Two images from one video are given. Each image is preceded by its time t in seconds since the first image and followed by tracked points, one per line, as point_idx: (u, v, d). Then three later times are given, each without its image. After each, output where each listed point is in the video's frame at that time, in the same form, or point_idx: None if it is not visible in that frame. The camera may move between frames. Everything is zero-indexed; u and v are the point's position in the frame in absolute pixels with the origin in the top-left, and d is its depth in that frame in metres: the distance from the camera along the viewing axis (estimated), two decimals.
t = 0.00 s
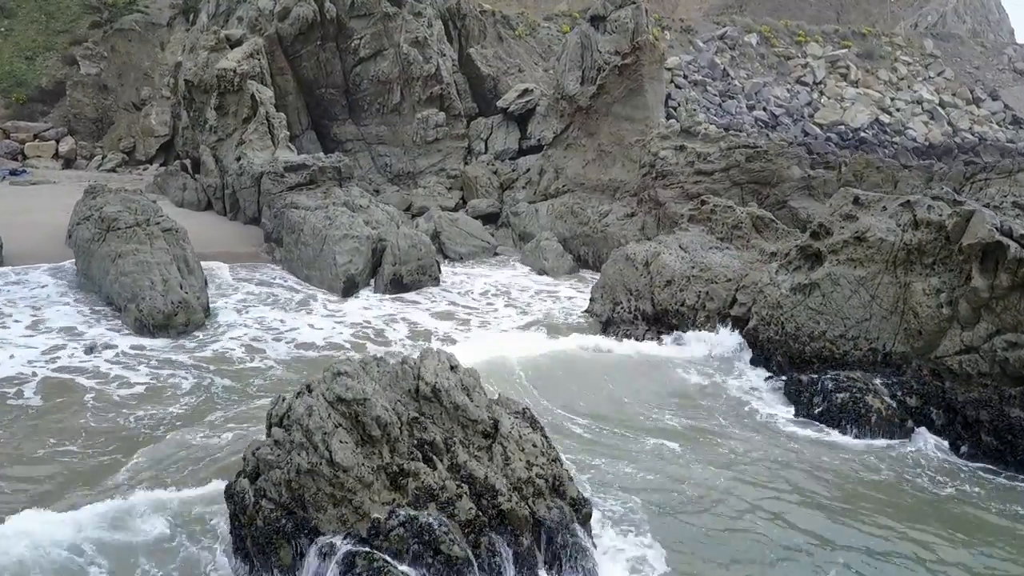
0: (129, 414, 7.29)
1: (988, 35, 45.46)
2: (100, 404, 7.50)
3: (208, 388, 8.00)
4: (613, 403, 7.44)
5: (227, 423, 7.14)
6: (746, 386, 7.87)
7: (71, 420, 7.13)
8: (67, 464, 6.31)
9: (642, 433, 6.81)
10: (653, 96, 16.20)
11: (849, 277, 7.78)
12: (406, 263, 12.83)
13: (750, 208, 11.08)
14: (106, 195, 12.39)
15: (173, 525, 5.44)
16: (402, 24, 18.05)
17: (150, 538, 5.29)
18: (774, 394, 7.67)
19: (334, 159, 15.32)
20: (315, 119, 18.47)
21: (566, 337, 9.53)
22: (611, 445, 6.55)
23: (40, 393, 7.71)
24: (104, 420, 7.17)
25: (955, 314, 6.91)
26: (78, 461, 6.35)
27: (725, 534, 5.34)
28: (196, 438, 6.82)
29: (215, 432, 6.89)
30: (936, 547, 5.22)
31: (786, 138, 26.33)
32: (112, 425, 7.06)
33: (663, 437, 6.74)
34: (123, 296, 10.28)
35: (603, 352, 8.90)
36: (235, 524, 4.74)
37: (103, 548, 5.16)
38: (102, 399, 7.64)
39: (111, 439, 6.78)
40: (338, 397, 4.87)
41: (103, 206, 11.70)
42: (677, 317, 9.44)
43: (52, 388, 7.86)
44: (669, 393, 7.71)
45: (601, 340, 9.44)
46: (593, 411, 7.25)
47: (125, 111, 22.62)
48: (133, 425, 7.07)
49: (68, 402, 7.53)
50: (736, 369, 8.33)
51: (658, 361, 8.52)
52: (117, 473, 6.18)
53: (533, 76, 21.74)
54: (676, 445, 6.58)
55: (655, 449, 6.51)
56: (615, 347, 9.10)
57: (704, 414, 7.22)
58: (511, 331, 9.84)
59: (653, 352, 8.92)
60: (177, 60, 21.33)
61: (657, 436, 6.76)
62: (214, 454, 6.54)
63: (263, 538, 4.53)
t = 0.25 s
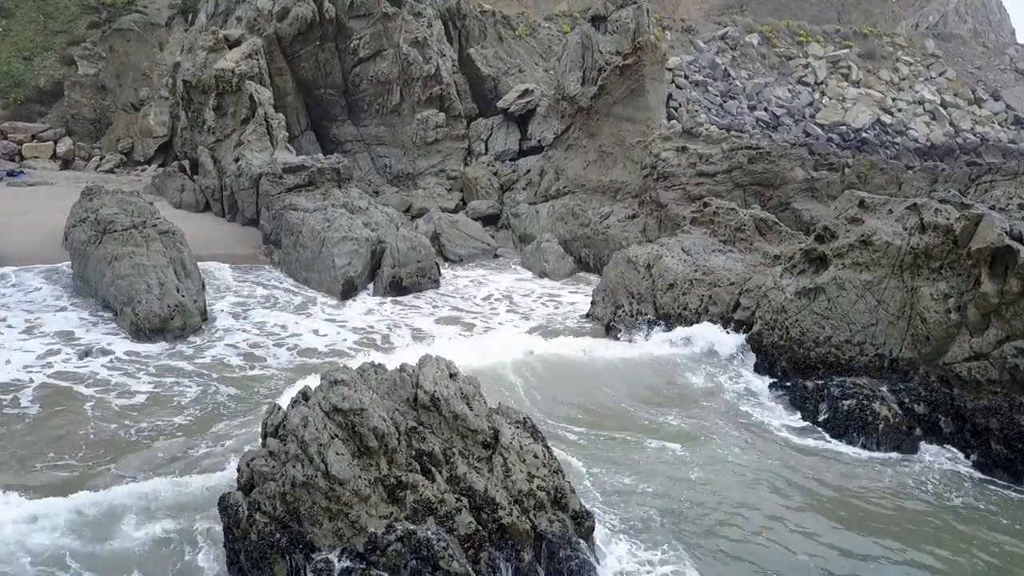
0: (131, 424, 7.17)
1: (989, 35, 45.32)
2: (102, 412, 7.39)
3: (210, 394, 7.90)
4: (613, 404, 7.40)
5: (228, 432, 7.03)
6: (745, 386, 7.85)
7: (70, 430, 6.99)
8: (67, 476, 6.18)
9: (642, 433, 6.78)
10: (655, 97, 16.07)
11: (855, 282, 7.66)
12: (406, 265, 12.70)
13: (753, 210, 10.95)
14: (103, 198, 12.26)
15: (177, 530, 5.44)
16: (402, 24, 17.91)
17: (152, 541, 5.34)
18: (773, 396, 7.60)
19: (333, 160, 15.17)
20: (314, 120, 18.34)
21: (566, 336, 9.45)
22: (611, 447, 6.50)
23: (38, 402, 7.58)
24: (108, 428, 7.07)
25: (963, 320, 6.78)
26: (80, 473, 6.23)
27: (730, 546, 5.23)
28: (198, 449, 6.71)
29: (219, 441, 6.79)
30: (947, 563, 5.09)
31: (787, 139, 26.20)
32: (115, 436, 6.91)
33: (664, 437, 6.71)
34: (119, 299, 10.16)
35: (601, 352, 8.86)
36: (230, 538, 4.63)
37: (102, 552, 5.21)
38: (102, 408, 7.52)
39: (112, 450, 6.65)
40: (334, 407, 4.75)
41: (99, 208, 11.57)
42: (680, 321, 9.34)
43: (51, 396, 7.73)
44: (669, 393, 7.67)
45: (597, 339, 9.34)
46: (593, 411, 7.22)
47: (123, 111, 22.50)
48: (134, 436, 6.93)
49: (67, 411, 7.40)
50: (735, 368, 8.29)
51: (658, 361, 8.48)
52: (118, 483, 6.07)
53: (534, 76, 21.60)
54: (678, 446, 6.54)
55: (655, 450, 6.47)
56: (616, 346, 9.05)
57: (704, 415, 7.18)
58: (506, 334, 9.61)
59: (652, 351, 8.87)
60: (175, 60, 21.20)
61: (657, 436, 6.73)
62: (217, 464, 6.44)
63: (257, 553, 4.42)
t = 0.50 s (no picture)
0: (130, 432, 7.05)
1: (990, 35, 45.16)
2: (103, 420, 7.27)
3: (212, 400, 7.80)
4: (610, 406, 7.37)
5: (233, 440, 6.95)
6: (743, 389, 7.80)
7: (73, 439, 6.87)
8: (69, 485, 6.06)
9: (640, 435, 6.75)
10: (656, 98, 15.94)
11: (861, 286, 7.54)
12: (405, 267, 12.58)
13: (756, 212, 10.83)
14: (100, 199, 12.14)
15: (176, 544, 5.34)
16: (401, 24, 17.78)
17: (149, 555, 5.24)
18: (772, 400, 7.54)
19: (332, 162, 15.04)
20: (313, 120, 18.22)
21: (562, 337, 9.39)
22: (609, 450, 6.45)
23: (36, 410, 7.45)
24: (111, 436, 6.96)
25: (972, 326, 6.67)
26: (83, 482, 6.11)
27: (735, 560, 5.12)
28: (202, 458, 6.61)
29: (222, 449, 6.69)
30: None
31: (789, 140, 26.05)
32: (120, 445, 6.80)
33: (662, 439, 6.68)
34: (115, 303, 10.04)
35: (598, 354, 8.82)
36: (223, 552, 4.52)
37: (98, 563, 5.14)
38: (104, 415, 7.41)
39: (115, 460, 6.52)
40: (330, 417, 4.63)
41: (95, 210, 11.45)
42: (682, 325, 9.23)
43: (48, 404, 7.60)
44: (666, 395, 7.65)
45: (593, 341, 9.28)
46: (590, 413, 7.18)
47: (122, 112, 22.39)
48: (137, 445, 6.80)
49: (64, 418, 7.28)
50: (733, 371, 8.26)
51: (655, 364, 8.44)
52: (118, 490, 5.98)
53: (534, 76, 21.45)
54: (677, 449, 6.50)
55: (654, 452, 6.43)
56: (612, 348, 9.00)
57: (702, 418, 7.14)
58: (503, 338, 9.50)
59: (649, 352, 8.83)
60: (174, 60, 21.06)
61: (656, 438, 6.70)
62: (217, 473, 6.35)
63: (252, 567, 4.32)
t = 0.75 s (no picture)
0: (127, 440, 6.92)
1: (992, 35, 45.01)
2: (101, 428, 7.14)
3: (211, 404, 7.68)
4: (607, 412, 7.24)
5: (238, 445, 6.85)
6: (744, 394, 7.70)
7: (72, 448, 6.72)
8: (68, 493, 5.91)
9: (637, 441, 6.62)
10: (658, 99, 15.78)
11: (868, 291, 7.41)
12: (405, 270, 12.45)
13: (760, 215, 10.70)
14: (96, 202, 12.01)
15: (168, 550, 5.25)
16: (401, 25, 17.59)
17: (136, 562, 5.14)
18: (774, 406, 7.42)
19: (332, 163, 14.88)
20: (312, 122, 18.10)
21: (561, 341, 9.26)
22: (607, 457, 6.33)
23: (33, 419, 7.30)
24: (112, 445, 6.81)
25: (982, 333, 6.48)
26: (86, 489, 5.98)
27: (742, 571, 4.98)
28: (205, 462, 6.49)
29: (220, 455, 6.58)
30: None
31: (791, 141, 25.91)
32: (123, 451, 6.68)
33: (659, 446, 6.55)
34: (111, 307, 9.92)
35: (597, 358, 8.69)
36: (216, 566, 4.40)
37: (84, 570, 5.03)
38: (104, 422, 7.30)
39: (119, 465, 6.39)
40: (326, 430, 4.53)
41: (91, 213, 11.33)
42: (685, 329, 9.11)
43: (44, 412, 7.47)
44: (665, 401, 7.52)
45: (592, 345, 9.15)
46: (587, 419, 7.06)
47: (120, 113, 22.28)
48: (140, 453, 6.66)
49: (60, 427, 7.15)
50: (734, 375, 8.13)
51: (655, 369, 8.31)
52: (112, 500, 5.84)
53: (534, 76, 21.30)
54: (676, 457, 6.38)
55: (651, 460, 6.30)
56: (613, 353, 8.87)
57: (705, 424, 7.02)
58: (500, 340, 9.37)
59: (649, 358, 8.70)
60: (173, 60, 20.94)
61: (653, 445, 6.57)
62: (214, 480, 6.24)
63: None
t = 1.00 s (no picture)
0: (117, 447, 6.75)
1: (993, 35, 44.86)
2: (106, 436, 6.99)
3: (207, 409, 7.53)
4: (606, 420, 7.09)
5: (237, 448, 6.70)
6: (745, 400, 7.58)
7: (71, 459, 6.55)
8: (62, 505, 5.76)
9: (637, 452, 6.46)
10: (659, 100, 15.64)
11: (875, 296, 7.29)
12: (404, 272, 12.31)
13: (763, 217, 10.57)
14: (92, 204, 11.88)
15: (163, 550, 5.26)
16: (400, 25, 17.46)
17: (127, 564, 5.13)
18: (778, 413, 7.27)
19: (330, 164, 14.75)
20: (312, 122, 17.97)
21: (559, 344, 9.11)
22: (606, 467, 6.17)
23: (33, 428, 7.13)
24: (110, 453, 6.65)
25: (993, 339, 6.35)
26: (80, 500, 5.83)
27: None
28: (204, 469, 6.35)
29: (213, 464, 6.41)
30: None
31: (792, 141, 25.78)
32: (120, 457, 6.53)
33: (659, 458, 6.38)
34: (106, 311, 9.79)
35: (596, 363, 8.53)
36: None
37: (75, 573, 5.02)
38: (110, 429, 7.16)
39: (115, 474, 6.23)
40: (322, 442, 4.40)
41: (87, 215, 11.20)
42: (688, 333, 8.97)
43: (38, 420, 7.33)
44: (664, 409, 7.38)
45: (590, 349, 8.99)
46: (586, 428, 6.90)
47: (118, 113, 22.15)
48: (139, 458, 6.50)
49: (53, 434, 7.01)
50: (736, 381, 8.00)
51: (655, 376, 8.16)
52: (104, 511, 5.71)
53: (535, 76, 21.16)
54: (676, 469, 6.21)
55: (652, 472, 6.14)
56: (612, 358, 8.71)
57: (707, 434, 6.85)
58: (496, 343, 9.20)
59: (648, 364, 8.54)
60: (171, 61, 20.81)
61: (653, 456, 6.41)
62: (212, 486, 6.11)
63: None
